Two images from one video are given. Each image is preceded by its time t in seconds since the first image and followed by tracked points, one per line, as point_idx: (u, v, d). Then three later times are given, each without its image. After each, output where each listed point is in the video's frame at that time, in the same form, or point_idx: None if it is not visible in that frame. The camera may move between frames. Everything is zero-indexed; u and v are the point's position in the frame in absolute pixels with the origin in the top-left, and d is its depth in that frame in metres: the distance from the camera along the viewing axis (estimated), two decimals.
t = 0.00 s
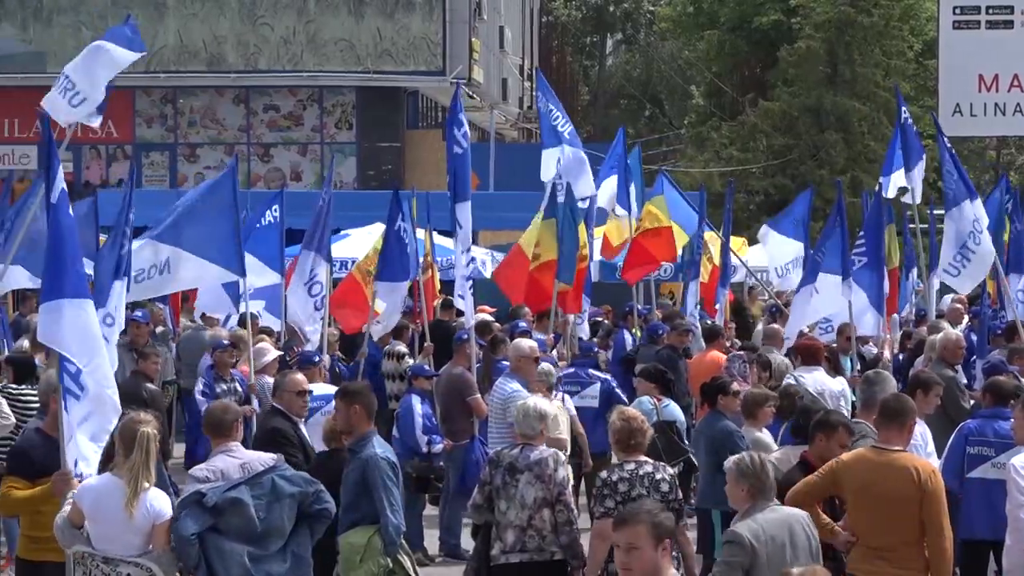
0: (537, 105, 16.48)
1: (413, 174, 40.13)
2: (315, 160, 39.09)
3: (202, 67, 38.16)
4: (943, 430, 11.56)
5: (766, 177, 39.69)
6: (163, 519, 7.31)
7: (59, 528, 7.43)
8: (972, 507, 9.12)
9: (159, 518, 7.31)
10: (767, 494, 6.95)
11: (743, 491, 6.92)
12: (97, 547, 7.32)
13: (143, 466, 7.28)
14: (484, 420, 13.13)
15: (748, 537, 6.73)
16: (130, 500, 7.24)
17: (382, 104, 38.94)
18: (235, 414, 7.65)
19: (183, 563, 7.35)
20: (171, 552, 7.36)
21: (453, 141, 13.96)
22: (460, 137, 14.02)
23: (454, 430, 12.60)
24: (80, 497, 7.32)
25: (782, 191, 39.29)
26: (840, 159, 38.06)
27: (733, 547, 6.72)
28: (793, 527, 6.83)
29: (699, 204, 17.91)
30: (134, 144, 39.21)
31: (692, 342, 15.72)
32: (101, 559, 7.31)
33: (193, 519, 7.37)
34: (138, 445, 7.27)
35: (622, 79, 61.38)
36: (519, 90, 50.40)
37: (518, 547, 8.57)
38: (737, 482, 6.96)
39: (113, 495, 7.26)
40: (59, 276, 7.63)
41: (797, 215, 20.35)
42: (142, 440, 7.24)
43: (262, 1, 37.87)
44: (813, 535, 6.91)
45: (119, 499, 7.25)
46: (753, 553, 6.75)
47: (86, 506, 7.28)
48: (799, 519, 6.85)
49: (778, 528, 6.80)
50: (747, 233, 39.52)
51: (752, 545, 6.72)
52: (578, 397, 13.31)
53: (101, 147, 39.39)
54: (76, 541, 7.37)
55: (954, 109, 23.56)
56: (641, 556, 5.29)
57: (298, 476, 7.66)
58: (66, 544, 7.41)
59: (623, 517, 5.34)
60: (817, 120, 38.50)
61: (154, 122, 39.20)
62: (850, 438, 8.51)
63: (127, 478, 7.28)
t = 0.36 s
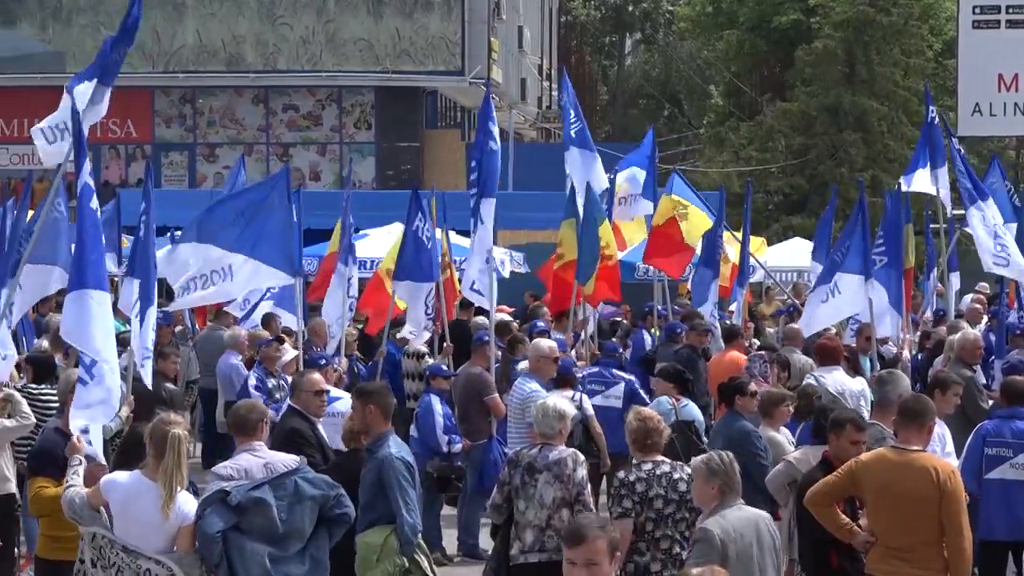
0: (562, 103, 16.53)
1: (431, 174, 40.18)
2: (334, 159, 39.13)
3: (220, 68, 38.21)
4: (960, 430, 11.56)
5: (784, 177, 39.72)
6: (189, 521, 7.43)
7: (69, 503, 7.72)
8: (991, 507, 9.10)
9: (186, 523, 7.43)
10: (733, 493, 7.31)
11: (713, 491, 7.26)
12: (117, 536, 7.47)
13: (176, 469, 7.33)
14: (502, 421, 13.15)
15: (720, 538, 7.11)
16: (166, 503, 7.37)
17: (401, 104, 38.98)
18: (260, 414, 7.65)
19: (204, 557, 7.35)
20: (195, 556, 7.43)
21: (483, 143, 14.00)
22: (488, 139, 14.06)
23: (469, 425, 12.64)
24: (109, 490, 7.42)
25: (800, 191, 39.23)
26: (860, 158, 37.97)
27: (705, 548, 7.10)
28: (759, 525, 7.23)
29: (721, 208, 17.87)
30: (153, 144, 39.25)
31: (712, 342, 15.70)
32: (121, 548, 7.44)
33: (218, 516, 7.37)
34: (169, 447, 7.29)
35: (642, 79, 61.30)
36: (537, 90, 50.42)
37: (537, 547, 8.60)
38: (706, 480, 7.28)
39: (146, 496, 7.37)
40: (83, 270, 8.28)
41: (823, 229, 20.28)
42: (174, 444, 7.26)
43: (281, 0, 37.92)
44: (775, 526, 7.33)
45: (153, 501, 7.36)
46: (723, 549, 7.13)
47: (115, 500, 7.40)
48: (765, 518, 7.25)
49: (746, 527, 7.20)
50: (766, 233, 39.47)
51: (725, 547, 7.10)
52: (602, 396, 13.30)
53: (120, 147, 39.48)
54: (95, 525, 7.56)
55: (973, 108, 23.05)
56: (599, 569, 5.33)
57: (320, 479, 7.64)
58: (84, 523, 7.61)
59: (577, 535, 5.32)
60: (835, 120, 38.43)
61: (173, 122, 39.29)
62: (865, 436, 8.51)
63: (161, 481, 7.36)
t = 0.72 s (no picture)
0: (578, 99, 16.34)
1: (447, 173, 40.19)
2: (351, 159, 39.11)
3: (237, 68, 38.25)
4: (977, 430, 11.54)
5: (801, 176, 39.65)
6: (211, 522, 7.38)
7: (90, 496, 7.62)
8: (1009, 507, 9.07)
9: (207, 523, 7.37)
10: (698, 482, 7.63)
11: (684, 482, 7.59)
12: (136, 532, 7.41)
13: (200, 471, 7.25)
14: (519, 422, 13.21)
15: (696, 526, 7.40)
16: (196, 504, 7.33)
17: (418, 104, 39.00)
18: (279, 413, 7.69)
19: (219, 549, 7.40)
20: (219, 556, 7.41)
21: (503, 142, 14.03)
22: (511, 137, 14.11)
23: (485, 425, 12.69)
24: (130, 487, 7.35)
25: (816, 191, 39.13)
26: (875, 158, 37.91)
27: (680, 536, 7.37)
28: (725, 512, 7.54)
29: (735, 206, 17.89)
30: (171, 144, 39.31)
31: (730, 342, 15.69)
32: (139, 543, 7.39)
33: (237, 515, 7.41)
34: (191, 449, 7.21)
35: (659, 79, 61.27)
36: (553, 90, 50.43)
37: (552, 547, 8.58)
38: (676, 474, 7.61)
39: (171, 495, 7.31)
40: (101, 274, 8.62)
41: (837, 230, 20.24)
42: (198, 447, 7.17)
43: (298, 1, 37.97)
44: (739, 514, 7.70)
45: (178, 501, 7.30)
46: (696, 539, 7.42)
47: (137, 498, 7.32)
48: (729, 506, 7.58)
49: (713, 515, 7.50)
50: (783, 233, 39.39)
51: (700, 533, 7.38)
52: (616, 398, 13.36)
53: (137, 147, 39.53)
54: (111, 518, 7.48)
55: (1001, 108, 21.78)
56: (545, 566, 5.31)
57: (339, 480, 7.71)
58: (102, 515, 7.52)
59: (523, 532, 5.31)
60: (850, 119, 38.46)
61: (190, 122, 39.33)
62: (871, 435, 8.52)
63: (187, 482, 7.29)
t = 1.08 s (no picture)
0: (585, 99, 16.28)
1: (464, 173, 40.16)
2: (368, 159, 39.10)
3: (255, 68, 38.28)
4: (995, 430, 11.52)
5: (818, 177, 39.49)
6: (227, 522, 7.35)
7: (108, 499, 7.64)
8: None
9: (223, 523, 7.34)
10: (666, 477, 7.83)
11: (653, 476, 7.77)
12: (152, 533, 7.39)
13: (213, 471, 7.25)
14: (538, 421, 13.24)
15: (653, 518, 7.62)
16: (209, 503, 7.28)
17: (435, 104, 39.00)
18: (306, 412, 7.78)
19: (239, 547, 7.69)
20: (232, 552, 7.39)
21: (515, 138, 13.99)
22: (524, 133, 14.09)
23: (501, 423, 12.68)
24: (146, 487, 7.35)
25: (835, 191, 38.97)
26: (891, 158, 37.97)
27: (637, 529, 7.60)
28: (693, 506, 7.75)
29: (754, 203, 17.82)
30: (188, 144, 39.39)
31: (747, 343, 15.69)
32: (155, 544, 7.36)
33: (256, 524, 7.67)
34: (207, 448, 7.23)
35: (676, 79, 61.18)
36: (570, 90, 50.41)
37: (570, 547, 8.54)
38: (644, 468, 7.80)
39: (184, 495, 7.28)
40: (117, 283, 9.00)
41: (852, 228, 20.19)
42: (213, 446, 7.19)
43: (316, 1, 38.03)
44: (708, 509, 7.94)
45: (190, 501, 7.28)
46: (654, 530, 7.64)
47: (152, 498, 7.32)
48: (699, 501, 7.80)
49: (681, 509, 7.70)
50: (800, 233, 39.29)
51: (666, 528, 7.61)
52: (631, 398, 13.44)
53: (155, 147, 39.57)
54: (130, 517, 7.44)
55: None
56: (476, 566, 5.40)
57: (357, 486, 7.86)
58: (120, 516, 7.52)
59: (452, 536, 5.39)
60: (868, 120, 38.46)
61: (208, 122, 39.36)
62: (885, 435, 8.49)
63: (200, 482, 7.27)
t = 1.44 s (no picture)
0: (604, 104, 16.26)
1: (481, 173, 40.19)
2: (384, 159, 39.10)
3: (271, 68, 38.30)
4: (1013, 431, 11.50)
5: (834, 178, 39.29)
6: (246, 525, 7.36)
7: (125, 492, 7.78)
8: None
9: (241, 524, 7.34)
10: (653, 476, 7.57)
11: (639, 472, 7.54)
12: (171, 534, 7.38)
13: (233, 471, 7.24)
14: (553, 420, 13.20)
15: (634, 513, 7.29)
16: (229, 503, 7.30)
17: (452, 104, 39.01)
18: (318, 412, 7.85)
19: (263, 548, 7.71)
20: (251, 552, 7.42)
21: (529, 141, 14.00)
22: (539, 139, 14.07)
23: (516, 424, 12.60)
24: (163, 486, 7.36)
25: (851, 193, 38.83)
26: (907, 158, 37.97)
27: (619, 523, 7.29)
28: (677, 506, 7.43)
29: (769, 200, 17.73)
30: (205, 144, 39.45)
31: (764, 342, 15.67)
32: (173, 544, 7.36)
33: (281, 526, 7.67)
34: (227, 449, 7.22)
35: (693, 78, 61.11)
36: (587, 90, 50.39)
37: (587, 546, 8.57)
38: (632, 464, 7.56)
39: (202, 496, 7.28)
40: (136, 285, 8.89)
41: (867, 228, 20.23)
42: (232, 447, 7.17)
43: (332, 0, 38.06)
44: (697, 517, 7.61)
45: (208, 502, 7.28)
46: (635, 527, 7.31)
47: (170, 497, 7.32)
48: (685, 501, 7.48)
49: (664, 505, 7.38)
50: (817, 233, 39.25)
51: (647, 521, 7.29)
52: (645, 399, 13.47)
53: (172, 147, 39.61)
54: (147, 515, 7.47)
55: None
56: (410, 562, 5.27)
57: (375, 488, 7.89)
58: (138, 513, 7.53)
59: (387, 530, 5.27)
60: (885, 119, 38.46)
61: (225, 122, 39.37)
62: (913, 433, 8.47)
63: (219, 483, 7.27)
